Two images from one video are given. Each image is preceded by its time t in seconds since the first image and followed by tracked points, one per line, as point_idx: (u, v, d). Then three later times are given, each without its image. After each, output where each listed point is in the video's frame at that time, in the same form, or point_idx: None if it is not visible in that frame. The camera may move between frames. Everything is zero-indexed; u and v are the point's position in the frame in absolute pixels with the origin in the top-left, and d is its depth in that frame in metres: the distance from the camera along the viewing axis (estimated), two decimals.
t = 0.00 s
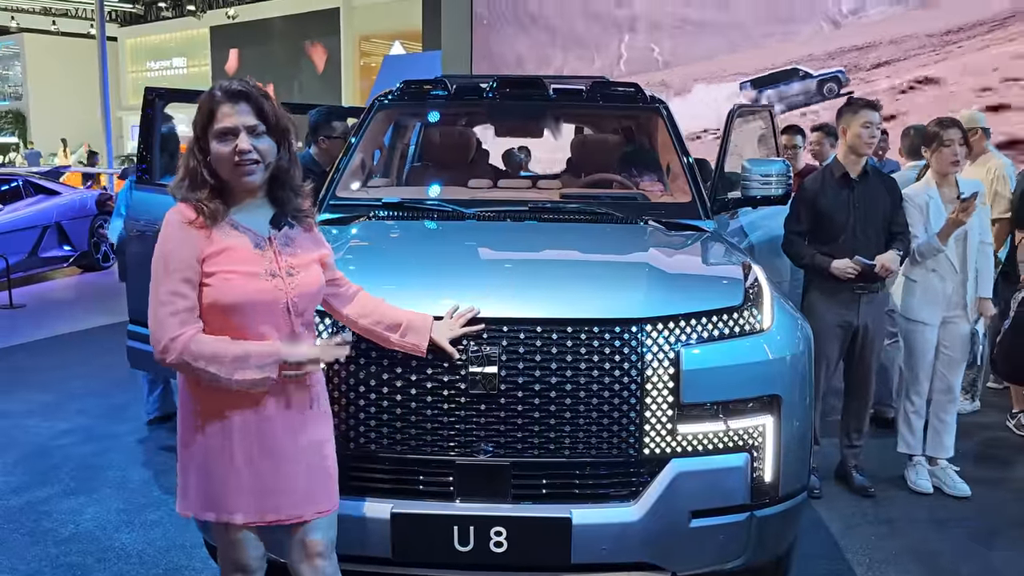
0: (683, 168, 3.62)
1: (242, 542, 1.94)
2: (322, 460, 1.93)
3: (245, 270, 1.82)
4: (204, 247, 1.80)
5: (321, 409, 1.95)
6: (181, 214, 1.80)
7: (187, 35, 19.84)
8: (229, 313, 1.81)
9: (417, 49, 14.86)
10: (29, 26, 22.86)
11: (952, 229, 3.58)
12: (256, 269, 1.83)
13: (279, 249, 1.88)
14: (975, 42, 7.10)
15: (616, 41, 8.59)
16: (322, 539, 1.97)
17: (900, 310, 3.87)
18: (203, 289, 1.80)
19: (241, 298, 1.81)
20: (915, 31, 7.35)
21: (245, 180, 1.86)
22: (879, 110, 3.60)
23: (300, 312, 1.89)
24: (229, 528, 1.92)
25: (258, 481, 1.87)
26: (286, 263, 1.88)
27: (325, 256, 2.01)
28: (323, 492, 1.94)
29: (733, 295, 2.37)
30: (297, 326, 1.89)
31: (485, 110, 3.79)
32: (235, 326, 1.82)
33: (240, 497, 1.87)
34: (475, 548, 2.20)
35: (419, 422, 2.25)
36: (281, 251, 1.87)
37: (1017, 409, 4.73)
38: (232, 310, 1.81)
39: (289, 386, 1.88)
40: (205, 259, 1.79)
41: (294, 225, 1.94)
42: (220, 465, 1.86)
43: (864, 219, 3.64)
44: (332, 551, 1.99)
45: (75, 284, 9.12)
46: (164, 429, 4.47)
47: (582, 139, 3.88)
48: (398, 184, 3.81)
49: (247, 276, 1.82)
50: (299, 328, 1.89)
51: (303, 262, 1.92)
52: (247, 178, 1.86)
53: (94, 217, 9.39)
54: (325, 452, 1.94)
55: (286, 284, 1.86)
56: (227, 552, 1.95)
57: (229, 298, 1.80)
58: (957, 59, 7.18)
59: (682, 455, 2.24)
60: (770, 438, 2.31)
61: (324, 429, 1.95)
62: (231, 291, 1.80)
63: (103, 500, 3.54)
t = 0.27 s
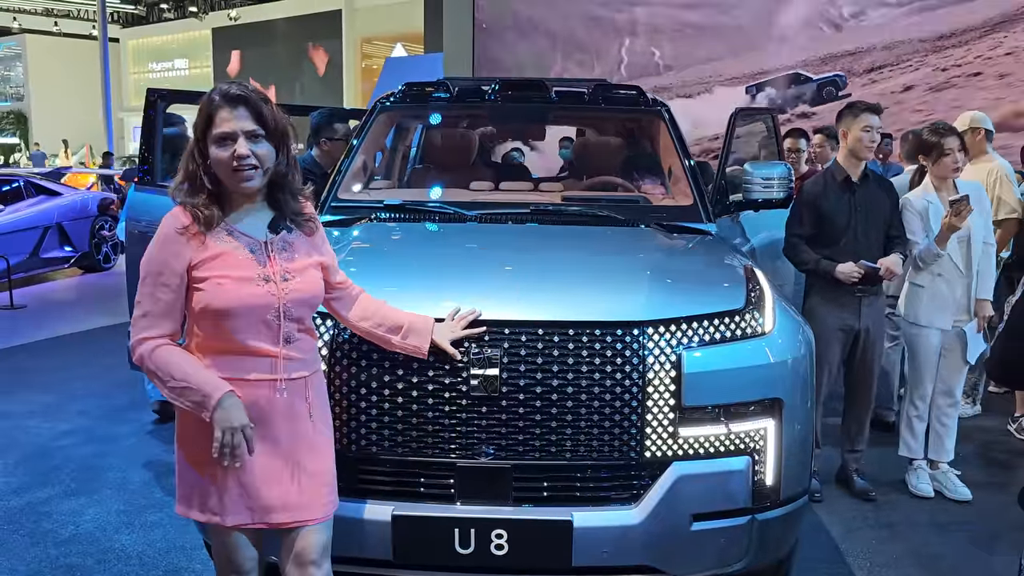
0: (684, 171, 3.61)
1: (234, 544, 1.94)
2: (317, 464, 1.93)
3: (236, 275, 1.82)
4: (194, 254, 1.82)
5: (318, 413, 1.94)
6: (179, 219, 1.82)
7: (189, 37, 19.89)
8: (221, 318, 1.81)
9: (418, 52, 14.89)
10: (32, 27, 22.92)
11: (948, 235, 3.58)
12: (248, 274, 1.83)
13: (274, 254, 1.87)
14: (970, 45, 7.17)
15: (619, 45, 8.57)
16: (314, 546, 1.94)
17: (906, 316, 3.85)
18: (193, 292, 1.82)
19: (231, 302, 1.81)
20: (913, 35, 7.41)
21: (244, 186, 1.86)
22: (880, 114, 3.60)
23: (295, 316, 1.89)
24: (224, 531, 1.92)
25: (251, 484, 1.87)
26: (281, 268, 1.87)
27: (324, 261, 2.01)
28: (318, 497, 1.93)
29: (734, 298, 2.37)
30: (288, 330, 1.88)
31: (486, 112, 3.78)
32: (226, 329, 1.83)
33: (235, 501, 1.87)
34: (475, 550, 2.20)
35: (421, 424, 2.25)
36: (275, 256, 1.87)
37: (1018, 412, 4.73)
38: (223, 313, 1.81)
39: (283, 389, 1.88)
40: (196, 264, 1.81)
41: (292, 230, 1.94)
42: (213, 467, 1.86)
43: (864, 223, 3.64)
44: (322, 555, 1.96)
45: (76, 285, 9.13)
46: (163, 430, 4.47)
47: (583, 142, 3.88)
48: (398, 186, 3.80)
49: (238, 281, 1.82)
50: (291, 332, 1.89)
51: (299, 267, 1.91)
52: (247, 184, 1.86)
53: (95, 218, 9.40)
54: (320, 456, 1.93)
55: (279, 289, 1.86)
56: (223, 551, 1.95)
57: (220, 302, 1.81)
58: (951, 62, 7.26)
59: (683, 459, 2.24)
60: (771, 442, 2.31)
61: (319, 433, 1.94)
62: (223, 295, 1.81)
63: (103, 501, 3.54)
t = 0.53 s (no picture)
0: (686, 173, 3.61)
1: (230, 545, 1.95)
2: (312, 465, 1.92)
3: (231, 272, 1.83)
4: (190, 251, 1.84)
5: (315, 414, 1.93)
6: (179, 216, 1.85)
7: (191, 37, 19.93)
8: (216, 315, 1.82)
9: (420, 53, 14.92)
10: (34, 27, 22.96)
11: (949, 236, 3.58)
12: (242, 271, 1.83)
13: (271, 253, 1.87)
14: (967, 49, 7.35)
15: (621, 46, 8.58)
16: (308, 548, 1.94)
17: (909, 319, 3.83)
18: (189, 289, 1.84)
19: (224, 299, 1.81)
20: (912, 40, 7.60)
21: (245, 185, 1.86)
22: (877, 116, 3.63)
23: (289, 316, 1.88)
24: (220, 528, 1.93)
25: (244, 483, 1.87)
26: (277, 267, 1.87)
27: (325, 262, 1.98)
28: (310, 499, 1.92)
29: (736, 300, 2.37)
30: (282, 329, 1.87)
31: (488, 114, 3.75)
32: (220, 326, 1.84)
33: (229, 498, 1.88)
34: (476, 552, 2.19)
35: (422, 425, 2.24)
36: (272, 255, 1.86)
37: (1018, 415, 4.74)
38: (216, 311, 1.82)
39: (278, 389, 1.88)
40: (191, 261, 1.83)
41: (291, 230, 1.92)
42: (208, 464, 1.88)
43: (864, 225, 3.65)
44: (316, 560, 1.96)
45: (77, 285, 9.13)
46: (162, 431, 4.47)
47: (585, 143, 3.90)
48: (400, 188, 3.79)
49: (232, 279, 1.82)
50: (285, 331, 1.87)
51: (296, 266, 1.90)
52: (246, 184, 1.86)
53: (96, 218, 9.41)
54: (315, 458, 1.92)
55: (274, 288, 1.85)
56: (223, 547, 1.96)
57: (215, 300, 1.81)
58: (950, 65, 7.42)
59: (683, 461, 2.23)
60: (773, 444, 2.31)
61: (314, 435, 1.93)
62: (218, 293, 1.81)
63: (102, 502, 3.53)
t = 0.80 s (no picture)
0: (686, 175, 3.61)
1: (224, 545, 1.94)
2: (308, 469, 1.91)
3: (230, 273, 1.82)
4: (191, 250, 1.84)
5: (312, 417, 1.92)
6: (180, 213, 1.85)
7: (192, 40, 19.96)
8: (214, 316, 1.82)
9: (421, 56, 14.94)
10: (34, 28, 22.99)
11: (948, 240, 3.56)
12: (241, 272, 1.83)
13: (272, 253, 1.87)
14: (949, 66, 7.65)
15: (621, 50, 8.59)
16: (300, 553, 1.93)
17: (909, 323, 3.83)
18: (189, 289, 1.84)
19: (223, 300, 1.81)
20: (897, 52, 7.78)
21: (246, 184, 1.86)
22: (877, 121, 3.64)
23: (288, 318, 1.88)
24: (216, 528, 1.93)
25: (240, 484, 1.87)
26: (276, 268, 1.86)
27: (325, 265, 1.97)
28: (305, 502, 1.90)
29: (736, 303, 2.37)
30: (280, 331, 1.87)
31: (488, 116, 3.77)
32: (219, 327, 1.84)
33: (225, 500, 1.88)
34: (474, 555, 2.19)
35: (421, 428, 2.24)
36: (272, 257, 1.86)
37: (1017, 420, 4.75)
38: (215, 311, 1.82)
39: (276, 391, 1.87)
40: (190, 261, 1.83)
41: (290, 232, 1.92)
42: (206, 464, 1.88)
43: (866, 229, 3.65)
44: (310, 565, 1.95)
45: (76, 286, 9.13)
46: (161, 433, 4.46)
47: (585, 147, 3.90)
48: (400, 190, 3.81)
49: (230, 280, 1.82)
50: (283, 333, 1.87)
51: (295, 268, 1.89)
52: (248, 182, 1.86)
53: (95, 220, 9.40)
54: (311, 461, 1.91)
55: (273, 289, 1.85)
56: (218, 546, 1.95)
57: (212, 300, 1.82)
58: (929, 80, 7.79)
59: (683, 464, 2.23)
60: (773, 448, 2.31)
61: (310, 438, 1.91)
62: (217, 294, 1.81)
63: (101, 503, 3.53)
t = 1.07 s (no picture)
0: (684, 178, 3.62)
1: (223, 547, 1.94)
2: (308, 472, 1.91)
3: (232, 275, 1.82)
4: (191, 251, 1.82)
5: (313, 419, 1.93)
6: (179, 216, 1.83)
7: (190, 41, 19.96)
8: (216, 318, 1.82)
9: (419, 58, 14.96)
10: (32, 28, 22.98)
11: (948, 244, 3.55)
12: (243, 274, 1.82)
13: (274, 254, 1.86)
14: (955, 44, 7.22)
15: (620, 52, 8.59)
16: (298, 557, 1.92)
17: (908, 327, 3.83)
18: (189, 290, 1.83)
19: (226, 302, 1.81)
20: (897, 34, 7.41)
21: (246, 177, 1.86)
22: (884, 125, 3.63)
23: (289, 321, 1.88)
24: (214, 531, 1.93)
25: (240, 486, 1.87)
26: (278, 269, 1.86)
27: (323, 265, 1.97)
28: (305, 505, 1.91)
29: (735, 305, 2.37)
30: (282, 333, 1.87)
31: (487, 118, 3.79)
32: (222, 329, 1.83)
33: (223, 501, 1.88)
34: (473, 557, 2.19)
35: (419, 430, 2.24)
36: (274, 258, 1.86)
37: (1015, 423, 4.75)
38: (217, 313, 1.81)
39: (278, 393, 1.87)
40: (192, 262, 1.81)
41: (291, 231, 1.91)
42: (204, 466, 1.87)
43: (868, 232, 3.64)
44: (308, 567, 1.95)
45: (73, 287, 9.12)
46: (158, 434, 4.45)
47: (584, 149, 3.90)
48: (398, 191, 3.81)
49: (232, 281, 1.82)
50: (284, 335, 1.87)
51: (298, 269, 1.89)
52: (248, 175, 1.85)
53: (93, 220, 9.40)
54: (311, 464, 1.92)
55: (275, 290, 1.85)
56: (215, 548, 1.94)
57: (214, 302, 1.81)
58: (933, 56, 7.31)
59: (682, 466, 2.23)
60: (771, 451, 2.31)
61: (311, 441, 1.92)
62: (219, 295, 1.81)
63: (98, 505, 3.52)
